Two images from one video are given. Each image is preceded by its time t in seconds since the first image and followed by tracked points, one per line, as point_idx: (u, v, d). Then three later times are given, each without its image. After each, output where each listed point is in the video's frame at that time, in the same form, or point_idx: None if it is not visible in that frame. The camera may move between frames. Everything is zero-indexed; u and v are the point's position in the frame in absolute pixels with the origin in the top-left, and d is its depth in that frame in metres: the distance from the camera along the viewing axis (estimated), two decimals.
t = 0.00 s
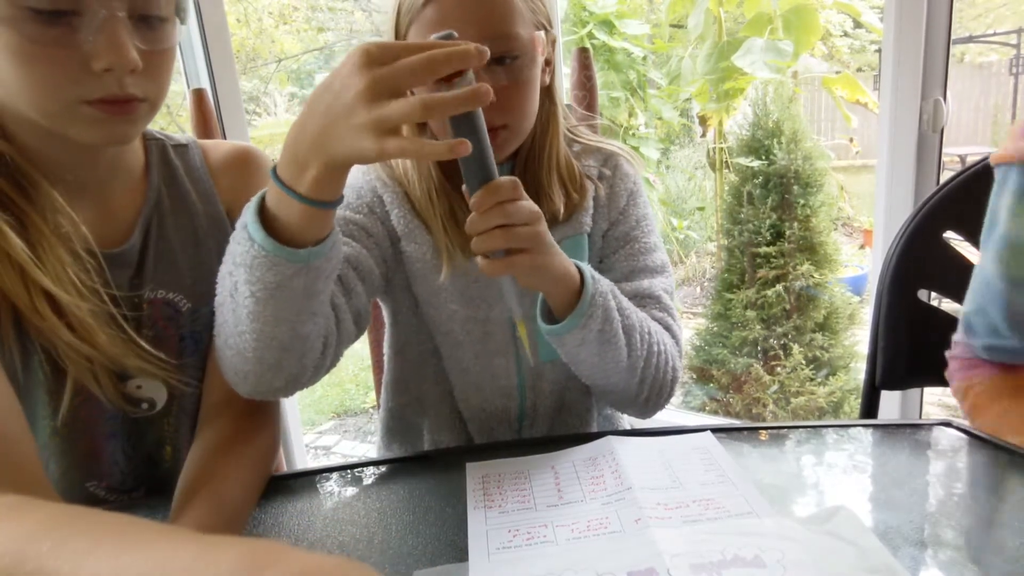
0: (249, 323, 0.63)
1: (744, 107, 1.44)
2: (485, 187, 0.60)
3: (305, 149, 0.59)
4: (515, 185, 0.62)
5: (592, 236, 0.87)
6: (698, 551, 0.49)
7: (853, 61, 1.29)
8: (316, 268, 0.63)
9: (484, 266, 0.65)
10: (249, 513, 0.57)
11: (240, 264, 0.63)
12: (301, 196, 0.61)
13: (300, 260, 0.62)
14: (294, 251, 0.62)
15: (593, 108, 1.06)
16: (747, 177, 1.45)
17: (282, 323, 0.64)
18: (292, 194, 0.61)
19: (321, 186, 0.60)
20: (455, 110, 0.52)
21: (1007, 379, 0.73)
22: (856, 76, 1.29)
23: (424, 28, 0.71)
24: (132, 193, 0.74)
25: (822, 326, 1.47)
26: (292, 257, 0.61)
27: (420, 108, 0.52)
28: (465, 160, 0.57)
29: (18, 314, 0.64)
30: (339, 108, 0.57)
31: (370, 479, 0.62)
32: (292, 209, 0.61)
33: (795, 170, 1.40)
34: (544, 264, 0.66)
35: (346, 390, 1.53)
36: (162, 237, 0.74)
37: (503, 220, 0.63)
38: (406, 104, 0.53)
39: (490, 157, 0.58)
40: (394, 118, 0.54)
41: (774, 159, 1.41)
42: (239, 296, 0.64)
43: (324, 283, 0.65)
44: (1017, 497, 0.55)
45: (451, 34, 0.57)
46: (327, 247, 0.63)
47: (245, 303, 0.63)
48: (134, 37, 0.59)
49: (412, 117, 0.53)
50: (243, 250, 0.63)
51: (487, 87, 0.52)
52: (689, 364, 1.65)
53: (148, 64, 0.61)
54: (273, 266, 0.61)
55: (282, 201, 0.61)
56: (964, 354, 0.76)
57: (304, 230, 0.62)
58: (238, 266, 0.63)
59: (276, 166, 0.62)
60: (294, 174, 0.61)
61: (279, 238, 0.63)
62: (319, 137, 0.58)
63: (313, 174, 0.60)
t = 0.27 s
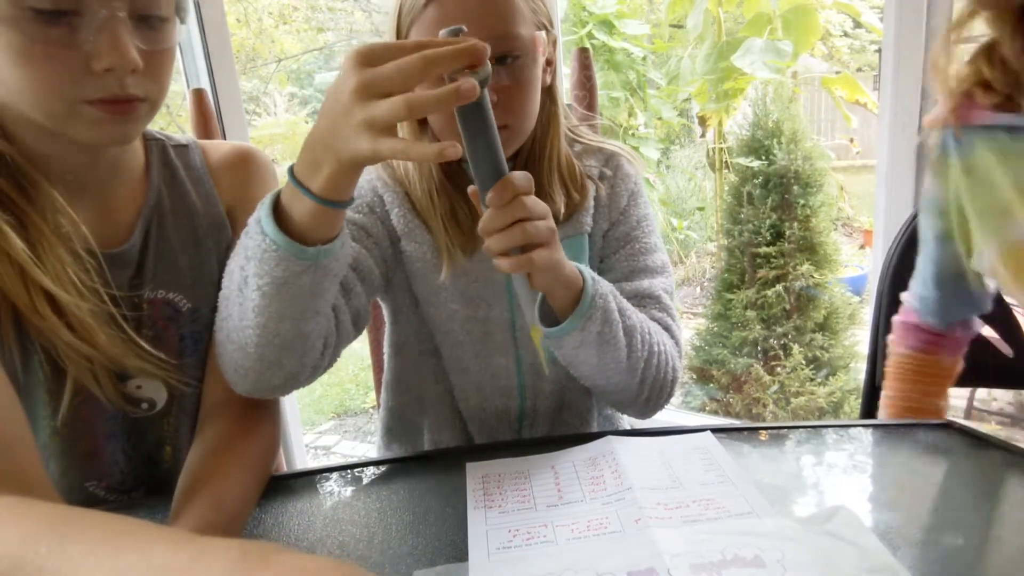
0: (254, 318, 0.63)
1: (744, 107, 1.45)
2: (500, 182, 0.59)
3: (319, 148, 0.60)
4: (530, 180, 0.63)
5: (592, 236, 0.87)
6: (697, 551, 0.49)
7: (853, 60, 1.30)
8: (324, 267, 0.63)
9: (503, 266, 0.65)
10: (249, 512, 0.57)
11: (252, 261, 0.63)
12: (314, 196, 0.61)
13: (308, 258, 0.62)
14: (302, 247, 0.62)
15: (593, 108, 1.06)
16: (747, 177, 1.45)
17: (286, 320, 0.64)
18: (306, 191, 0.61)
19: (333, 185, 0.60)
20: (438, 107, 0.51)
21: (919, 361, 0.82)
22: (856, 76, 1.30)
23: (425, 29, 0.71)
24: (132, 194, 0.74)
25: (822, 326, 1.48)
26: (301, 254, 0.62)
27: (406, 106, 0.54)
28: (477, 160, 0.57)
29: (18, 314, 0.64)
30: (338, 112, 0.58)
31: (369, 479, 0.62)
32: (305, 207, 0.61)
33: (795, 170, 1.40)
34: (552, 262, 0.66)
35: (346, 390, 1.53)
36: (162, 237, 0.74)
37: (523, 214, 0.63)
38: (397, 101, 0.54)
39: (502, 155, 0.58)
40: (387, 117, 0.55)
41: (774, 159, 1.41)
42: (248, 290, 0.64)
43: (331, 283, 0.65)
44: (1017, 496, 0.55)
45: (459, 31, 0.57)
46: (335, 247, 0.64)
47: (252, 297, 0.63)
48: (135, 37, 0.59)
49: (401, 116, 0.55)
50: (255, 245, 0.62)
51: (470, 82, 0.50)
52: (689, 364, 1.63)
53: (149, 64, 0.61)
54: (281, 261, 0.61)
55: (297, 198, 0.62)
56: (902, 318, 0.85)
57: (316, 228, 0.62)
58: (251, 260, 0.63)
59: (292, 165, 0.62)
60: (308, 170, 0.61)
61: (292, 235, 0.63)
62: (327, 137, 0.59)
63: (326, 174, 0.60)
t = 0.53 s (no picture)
0: (241, 316, 0.63)
1: (744, 107, 1.46)
2: (493, 180, 0.60)
3: (302, 146, 0.60)
4: (520, 179, 0.62)
5: (594, 235, 0.87)
6: (698, 551, 0.49)
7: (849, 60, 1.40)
8: (309, 265, 0.63)
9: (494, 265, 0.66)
10: (249, 512, 0.57)
11: (232, 260, 0.63)
12: (297, 195, 0.61)
13: (292, 258, 0.62)
14: (286, 248, 0.62)
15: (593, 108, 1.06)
16: (747, 177, 1.46)
17: (274, 317, 0.63)
18: (289, 193, 0.61)
19: (315, 183, 0.60)
20: (451, 106, 0.52)
21: (876, 379, 0.92)
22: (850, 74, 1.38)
23: (426, 28, 0.71)
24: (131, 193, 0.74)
25: (822, 327, 1.51)
26: (283, 255, 0.62)
27: (422, 103, 0.53)
28: (473, 157, 0.58)
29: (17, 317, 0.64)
30: (346, 109, 0.58)
31: (370, 479, 0.62)
32: (285, 206, 0.61)
33: (795, 170, 1.42)
34: (545, 262, 0.66)
35: (346, 390, 1.53)
36: (162, 236, 0.74)
37: (512, 216, 0.63)
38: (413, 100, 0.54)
39: (496, 152, 0.58)
40: (401, 116, 0.55)
41: (774, 159, 1.43)
42: (231, 290, 0.64)
43: (319, 280, 0.65)
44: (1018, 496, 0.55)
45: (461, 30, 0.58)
46: (320, 243, 0.63)
47: (236, 295, 0.63)
48: (133, 37, 0.59)
49: (415, 114, 0.54)
50: (235, 246, 0.63)
51: (488, 82, 0.51)
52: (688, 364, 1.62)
53: (147, 64, 0.61)
54: (264, 262, 0.62)
55: (278, 198, 0.61)
56: (854, 344, 0.95)
57: (298, 227, 0.63)
58: (231, 262, 0.63)
59: (269, 163, 0.62)
60: (289, 171, 0.61)
61: (275, 234, 0.63)
62: (320, 135, 0.59)
63: (309, 171, 0.60)
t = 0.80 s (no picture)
0: (246, 314, 0.63)
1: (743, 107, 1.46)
2: (494, 181, 0.58)
3: (309, 144, 0.60)
4: (522, 178, 0.61)
5: (593, 235, 0.87)
6: (697, 551, 0.49)
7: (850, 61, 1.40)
8: (314, 262, 0.63)
9: (499, 263, 0.65)
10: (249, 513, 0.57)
11: (238, 256, 0.63)
12: (304, 192, 0.61)
13: (298, 254, 0.62)
14: (292, 244, 0.62)
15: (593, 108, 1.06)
16: (747, 177, 1.46)
17: (279, 314, 0.63)
18: (296, 188, 0.61)
19: (323, 181, 0.60)
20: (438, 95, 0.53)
21: (864, 381, 0.98)
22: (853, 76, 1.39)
23: (426, 28, 0.71)
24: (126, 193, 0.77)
25: (822, 327, 1.49)
26: (290, 250, 0.62)
27: (411, 95, 0.55)
28: (472, 156, 0.56)
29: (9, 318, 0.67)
30: (342, 108, 0.59)
31: (370, 478, 0.62)
32: (291, 202, 0.61)
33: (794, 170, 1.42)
34: (547, 263, 0.66)
35: (346, 390, 1.53)
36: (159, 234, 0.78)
37: (516, 215, 0.62)
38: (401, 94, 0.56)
39: (501, 158, 0.57)
40: (391, 110, 0.57)
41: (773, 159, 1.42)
42: (236, 286, 0.64)
43: (323, 278, 0.65)
44: (1017, 495, 0.55)
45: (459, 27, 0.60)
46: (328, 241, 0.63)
47: (242, 293, 0.63)
48: (116, 40, 0.60)
49: (406, 106, 0.56)
50: (242, 242, 0.63)
51: (474, 68, 0.52)
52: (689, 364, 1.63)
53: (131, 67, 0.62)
54: (270, 258, 0.61)
55: (285, 194, 0.61)
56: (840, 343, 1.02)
57: (304, 224, 0.63)
58: (237, 258, 0.63)
59: (275, 160, 0.62)
60: (296, 168, 0.61)
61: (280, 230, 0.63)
62: (326, 136, 0.59)
63: (315, 169, 0.60)
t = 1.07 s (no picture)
0: (246, 308, 0.63)
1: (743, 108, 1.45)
2: (501, 188, 0.58)
3: (316, 142, 0.60)
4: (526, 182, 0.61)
5: (593, 236, 0.87)
6: (697, 551, 0.49)
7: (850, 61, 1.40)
8: (316, 262, 0.63)
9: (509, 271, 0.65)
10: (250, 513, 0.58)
11: (241, 250, 0.62)
12: (310, 190, 0.61)
13: (303, 251, 0.62)
14: (296, 240, 0.62)
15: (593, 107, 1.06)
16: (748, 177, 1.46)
17: (279, 309, 0.64)
18: (302, 187, 0.61)
19: (331, 179, 0.60)
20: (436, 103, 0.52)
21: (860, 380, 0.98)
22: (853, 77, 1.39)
23: (428, 30, 0.71)
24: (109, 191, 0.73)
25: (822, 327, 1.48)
26: (294, 247, 0.61)
27: (406, 108, 0.55)
28: (478, 168, 0.56)
29: None
30: (338, 114, 0.59)
31: (369, 478, 0.62)
32: (298, 199, 0.61)
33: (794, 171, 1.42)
34: (552, 265, 0.66)
35: (346, 390, 1.53)
36: (143, 235, 0.73)
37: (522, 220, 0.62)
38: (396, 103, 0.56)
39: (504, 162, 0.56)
40: (384, 119, 0.57)
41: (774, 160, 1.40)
42: (238, 281, 0.63)
43: (325, 277, 0.65)
44: (1016, 495, 0.55)
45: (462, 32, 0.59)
46: (331, 240, 0.63)
47: (243, 287, 0.63)
48: (82, 36, 0.58)
49: (400, 117, 0.56)
50: (246, 237, 0.62)
51: (469, 78, 0.51)
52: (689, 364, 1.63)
53: (101, 63, 0.60)
54: (274, 253, 0.61)
55: (291, 191, 0.61)
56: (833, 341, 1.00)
57: (308, 222, 0.62)
58: (240, 252, 0.62)
59: (286, 157, 0.62)
60: (305, 165, 0.61)
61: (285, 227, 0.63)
62: (332, 136, 0.59)
63: (324, 169, 0.60)
